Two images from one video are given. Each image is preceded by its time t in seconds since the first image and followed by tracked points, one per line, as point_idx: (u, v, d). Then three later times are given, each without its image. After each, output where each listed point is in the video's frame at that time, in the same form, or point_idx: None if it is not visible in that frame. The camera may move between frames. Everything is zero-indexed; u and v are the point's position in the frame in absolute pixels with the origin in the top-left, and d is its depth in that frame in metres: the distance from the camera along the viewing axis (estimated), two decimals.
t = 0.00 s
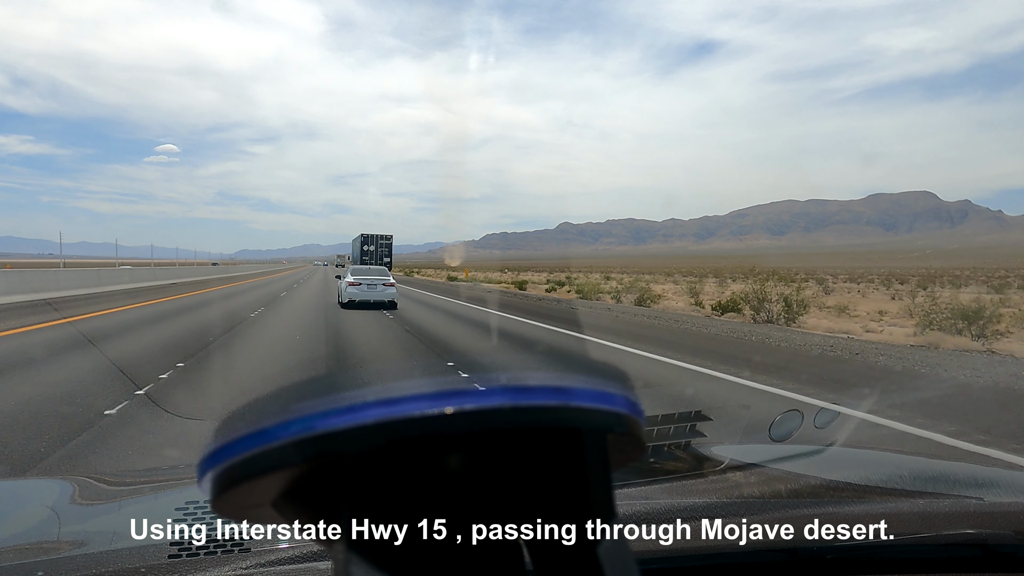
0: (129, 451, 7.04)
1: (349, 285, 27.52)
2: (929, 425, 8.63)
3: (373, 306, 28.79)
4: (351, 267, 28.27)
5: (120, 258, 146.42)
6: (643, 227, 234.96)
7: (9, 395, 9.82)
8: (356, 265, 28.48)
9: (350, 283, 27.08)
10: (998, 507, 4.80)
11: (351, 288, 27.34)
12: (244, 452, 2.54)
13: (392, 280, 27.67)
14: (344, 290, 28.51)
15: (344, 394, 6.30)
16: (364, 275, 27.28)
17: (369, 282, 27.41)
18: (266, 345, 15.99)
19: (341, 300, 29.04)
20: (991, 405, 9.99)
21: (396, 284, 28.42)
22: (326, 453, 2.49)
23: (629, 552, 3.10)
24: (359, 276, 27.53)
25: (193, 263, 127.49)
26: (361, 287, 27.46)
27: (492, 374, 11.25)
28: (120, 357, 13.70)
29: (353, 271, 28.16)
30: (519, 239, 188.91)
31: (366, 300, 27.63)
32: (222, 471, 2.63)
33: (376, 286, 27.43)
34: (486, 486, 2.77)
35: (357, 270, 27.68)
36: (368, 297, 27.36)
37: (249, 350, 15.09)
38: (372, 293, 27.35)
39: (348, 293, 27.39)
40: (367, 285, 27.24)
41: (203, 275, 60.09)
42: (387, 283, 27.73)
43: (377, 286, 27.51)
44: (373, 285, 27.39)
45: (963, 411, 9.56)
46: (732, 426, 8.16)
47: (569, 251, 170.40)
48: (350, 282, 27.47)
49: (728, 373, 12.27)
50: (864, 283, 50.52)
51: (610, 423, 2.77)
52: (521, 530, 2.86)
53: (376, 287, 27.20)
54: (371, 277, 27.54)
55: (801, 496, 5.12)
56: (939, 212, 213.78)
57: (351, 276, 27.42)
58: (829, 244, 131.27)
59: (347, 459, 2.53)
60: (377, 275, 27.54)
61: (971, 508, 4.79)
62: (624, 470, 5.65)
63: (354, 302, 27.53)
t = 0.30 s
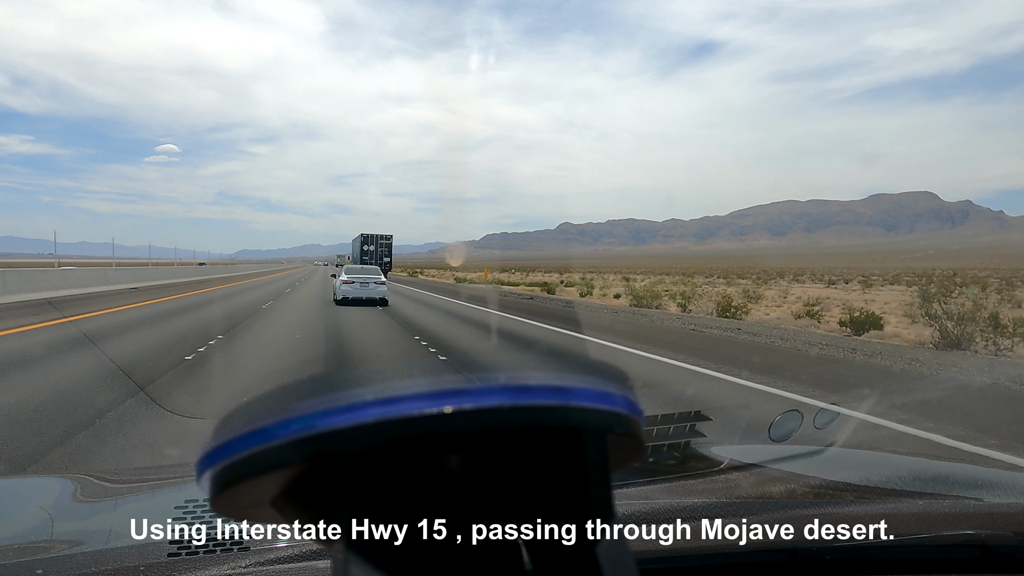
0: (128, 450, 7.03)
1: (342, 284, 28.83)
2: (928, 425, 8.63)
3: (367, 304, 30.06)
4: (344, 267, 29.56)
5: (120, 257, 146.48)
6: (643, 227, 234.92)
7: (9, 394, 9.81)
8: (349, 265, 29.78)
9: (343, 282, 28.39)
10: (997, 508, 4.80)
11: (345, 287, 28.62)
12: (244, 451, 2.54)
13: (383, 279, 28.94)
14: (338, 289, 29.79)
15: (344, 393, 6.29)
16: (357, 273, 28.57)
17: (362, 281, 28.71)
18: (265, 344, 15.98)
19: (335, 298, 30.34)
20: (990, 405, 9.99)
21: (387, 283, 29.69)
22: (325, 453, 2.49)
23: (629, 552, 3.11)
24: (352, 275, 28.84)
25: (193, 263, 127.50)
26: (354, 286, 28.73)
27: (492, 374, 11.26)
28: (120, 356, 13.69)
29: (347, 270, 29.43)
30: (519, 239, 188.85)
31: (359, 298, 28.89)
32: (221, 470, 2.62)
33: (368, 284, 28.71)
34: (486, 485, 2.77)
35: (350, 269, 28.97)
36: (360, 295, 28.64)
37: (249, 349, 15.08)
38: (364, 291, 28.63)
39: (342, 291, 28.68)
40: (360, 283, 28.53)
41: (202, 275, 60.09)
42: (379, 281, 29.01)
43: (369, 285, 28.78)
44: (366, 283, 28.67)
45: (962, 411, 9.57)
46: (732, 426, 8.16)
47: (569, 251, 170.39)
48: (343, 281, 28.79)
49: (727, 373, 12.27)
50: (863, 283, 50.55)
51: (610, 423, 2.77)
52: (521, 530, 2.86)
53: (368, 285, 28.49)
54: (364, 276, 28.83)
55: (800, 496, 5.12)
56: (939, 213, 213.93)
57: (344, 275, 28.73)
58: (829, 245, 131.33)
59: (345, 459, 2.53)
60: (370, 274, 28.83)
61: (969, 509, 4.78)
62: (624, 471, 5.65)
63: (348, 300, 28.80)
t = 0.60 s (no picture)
0: (127, 450, 7.04)
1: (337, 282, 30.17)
2: (927, 425, 8.64)
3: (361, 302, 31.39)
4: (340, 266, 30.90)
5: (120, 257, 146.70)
6: (643, 228, 234.90)
7: (9, 394, 9.82)
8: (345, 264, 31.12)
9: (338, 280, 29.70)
10: (996, 509, 4.81)
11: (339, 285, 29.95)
12: (243, 452, 2.54)
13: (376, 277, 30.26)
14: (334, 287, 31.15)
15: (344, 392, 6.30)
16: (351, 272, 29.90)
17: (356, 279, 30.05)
18: (265, 344, 15.99)
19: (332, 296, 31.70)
20: (989, 405, 10.01)
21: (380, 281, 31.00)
22: (325, 452, 2.49)
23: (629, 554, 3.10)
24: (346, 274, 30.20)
25: (192, 263, 127.14)
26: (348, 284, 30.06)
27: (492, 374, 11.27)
28: (120, 355, 13.70)
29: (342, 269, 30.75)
30: (519, 239, 188.62)
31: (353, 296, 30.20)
32: (221, 469, 2.62)
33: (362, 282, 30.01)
34: (487, 485, 2.77)
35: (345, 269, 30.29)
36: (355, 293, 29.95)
37: (249, 349, 15.10)
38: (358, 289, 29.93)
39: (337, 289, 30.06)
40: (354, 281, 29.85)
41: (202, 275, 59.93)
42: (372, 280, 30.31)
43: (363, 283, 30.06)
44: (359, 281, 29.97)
45: (961, 412, 9.58)
46: (732, 426, 8.17)
47: (569, 251, 170.45)
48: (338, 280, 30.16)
49: (726, 373, 12.28)
50: (861, 283, 50.60)
51: (609, 423, 2.76)
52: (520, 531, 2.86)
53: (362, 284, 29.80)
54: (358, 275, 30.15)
55: (799, 497, 5.12)
56: (939, 213, 213.99)
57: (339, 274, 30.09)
58: (830, 245, 131.27)
59: (345, 458, 2.53)
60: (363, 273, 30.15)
61: (968, 509, 4.79)
62: (624, 470, 5.66)
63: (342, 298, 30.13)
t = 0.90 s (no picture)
0: (126, 450, 7.03)
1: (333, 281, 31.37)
2: (926, 426, 8.64)
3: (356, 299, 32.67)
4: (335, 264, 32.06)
5: (120, 257, 146.64)
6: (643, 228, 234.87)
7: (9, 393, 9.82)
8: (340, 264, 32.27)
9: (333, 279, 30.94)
10: (996, 510, 4.80)
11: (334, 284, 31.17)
12: (242, 451, 2.53)
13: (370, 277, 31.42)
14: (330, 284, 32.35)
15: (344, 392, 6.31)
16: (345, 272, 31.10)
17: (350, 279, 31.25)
18: (265, 343, 16.01)
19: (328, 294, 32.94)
20: (988, 407, 10.01)
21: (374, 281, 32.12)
22: (324, 452, 2.49)
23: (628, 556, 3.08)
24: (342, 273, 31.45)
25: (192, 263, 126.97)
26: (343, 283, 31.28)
27: (491, 374, 11.29)
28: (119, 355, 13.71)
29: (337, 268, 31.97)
30: (519, 239, 188.46)
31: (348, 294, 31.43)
32: (220, 469, 2.61)
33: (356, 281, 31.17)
34: (487, 486, 2.76)
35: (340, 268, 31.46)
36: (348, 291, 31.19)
37: (249, 348, 15.13)
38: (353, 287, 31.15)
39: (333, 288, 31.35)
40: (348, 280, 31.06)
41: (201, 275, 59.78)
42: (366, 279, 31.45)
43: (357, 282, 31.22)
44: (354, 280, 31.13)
45: (960, 412, 9.58)
46: (731, 427, 8.17)
47: (569, 251, 170.41)
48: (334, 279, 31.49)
49: (725, 373, 12.28)
50: (860, 284, 50.60)
51: (608, 424, 2.76)
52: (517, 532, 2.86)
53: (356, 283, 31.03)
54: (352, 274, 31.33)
55: (798, 497, 5.12)
56: (938, 214, 214.17)
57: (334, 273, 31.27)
58: (830, 245, 131.26)
59: (345, 458, 2.53)
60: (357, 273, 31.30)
61: (967, 510, 4.78)
62: (623, 471, 5.66)
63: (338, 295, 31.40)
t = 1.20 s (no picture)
0: (125, 450, 7.01)
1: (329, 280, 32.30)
2: (926, 426, 8.64)
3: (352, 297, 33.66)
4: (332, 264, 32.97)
5: (120, 256, 146.77)
6: (643, 228, 234.81)
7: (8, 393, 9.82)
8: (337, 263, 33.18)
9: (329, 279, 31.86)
10: (995, 510, 4.80)
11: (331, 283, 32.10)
12: (242, 450, 2.53)
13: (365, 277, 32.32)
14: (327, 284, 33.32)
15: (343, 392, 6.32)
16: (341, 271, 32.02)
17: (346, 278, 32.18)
18: (265, 343, 16.02)
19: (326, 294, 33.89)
20: (988, 407, 10.01)
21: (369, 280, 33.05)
22: (324, 451, 2.49)
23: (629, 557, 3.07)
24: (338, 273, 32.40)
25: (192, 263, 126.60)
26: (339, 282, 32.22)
27: (491, 374, 11.30)
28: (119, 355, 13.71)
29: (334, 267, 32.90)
30: (520, 240, 188.18)
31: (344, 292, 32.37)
32: (221, 467, 2.61)
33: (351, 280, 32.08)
34: (486, 486, 2.76)
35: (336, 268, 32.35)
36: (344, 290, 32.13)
37: (249, 348, 15.14)
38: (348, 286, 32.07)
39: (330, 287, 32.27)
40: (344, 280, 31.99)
41: (201, 275, 59.55)
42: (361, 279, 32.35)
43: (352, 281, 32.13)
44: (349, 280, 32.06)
45: (960, 413, 9.58)
46: (731, 427, 8.18)
47: (569, 252, 170.34)
48: (330, 278, 32.44)
49: (726, 374, 12.26)
50: (858, 285, 50.67)
51: (607, 423, 2.76)
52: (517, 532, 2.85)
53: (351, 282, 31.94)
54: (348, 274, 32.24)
55: (798, 497, 5.13)
56: (939, 214, 214.19)
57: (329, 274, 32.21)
58: (831, 246, 131.23)
59: (345, 457, 2.53)
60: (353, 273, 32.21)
61: (966, 510, 4.78)
62: (622, 471, 5.66)
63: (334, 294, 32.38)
